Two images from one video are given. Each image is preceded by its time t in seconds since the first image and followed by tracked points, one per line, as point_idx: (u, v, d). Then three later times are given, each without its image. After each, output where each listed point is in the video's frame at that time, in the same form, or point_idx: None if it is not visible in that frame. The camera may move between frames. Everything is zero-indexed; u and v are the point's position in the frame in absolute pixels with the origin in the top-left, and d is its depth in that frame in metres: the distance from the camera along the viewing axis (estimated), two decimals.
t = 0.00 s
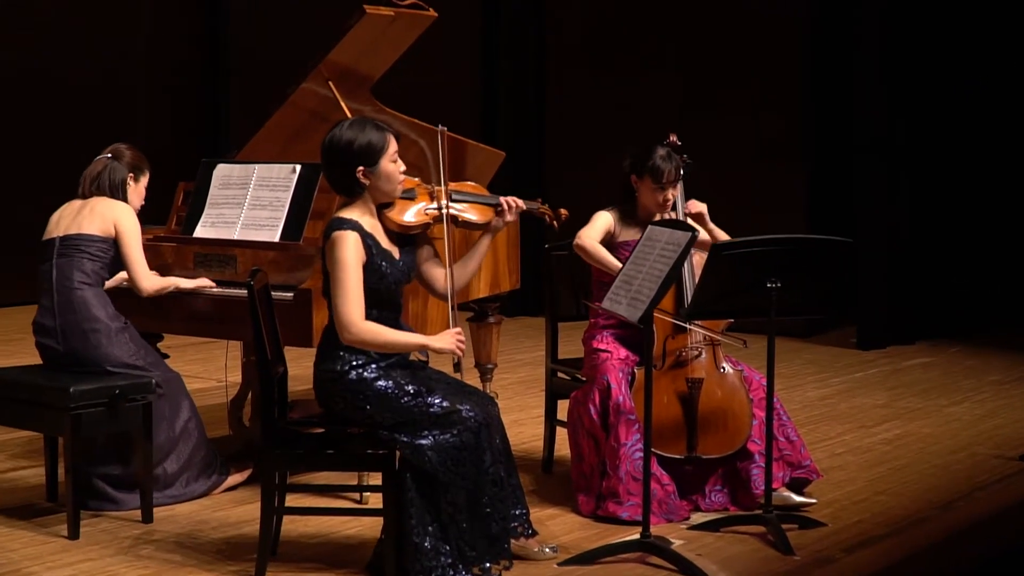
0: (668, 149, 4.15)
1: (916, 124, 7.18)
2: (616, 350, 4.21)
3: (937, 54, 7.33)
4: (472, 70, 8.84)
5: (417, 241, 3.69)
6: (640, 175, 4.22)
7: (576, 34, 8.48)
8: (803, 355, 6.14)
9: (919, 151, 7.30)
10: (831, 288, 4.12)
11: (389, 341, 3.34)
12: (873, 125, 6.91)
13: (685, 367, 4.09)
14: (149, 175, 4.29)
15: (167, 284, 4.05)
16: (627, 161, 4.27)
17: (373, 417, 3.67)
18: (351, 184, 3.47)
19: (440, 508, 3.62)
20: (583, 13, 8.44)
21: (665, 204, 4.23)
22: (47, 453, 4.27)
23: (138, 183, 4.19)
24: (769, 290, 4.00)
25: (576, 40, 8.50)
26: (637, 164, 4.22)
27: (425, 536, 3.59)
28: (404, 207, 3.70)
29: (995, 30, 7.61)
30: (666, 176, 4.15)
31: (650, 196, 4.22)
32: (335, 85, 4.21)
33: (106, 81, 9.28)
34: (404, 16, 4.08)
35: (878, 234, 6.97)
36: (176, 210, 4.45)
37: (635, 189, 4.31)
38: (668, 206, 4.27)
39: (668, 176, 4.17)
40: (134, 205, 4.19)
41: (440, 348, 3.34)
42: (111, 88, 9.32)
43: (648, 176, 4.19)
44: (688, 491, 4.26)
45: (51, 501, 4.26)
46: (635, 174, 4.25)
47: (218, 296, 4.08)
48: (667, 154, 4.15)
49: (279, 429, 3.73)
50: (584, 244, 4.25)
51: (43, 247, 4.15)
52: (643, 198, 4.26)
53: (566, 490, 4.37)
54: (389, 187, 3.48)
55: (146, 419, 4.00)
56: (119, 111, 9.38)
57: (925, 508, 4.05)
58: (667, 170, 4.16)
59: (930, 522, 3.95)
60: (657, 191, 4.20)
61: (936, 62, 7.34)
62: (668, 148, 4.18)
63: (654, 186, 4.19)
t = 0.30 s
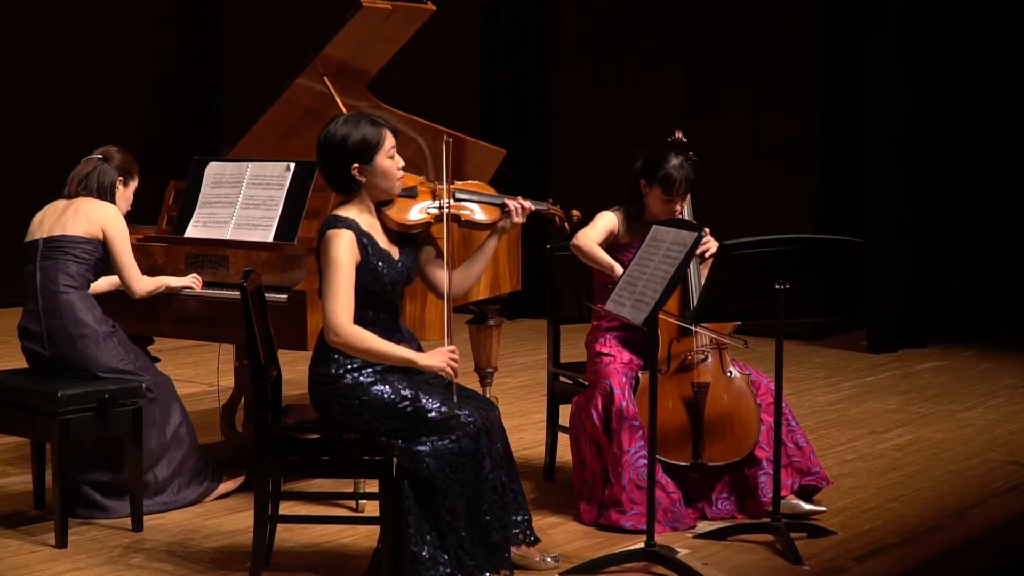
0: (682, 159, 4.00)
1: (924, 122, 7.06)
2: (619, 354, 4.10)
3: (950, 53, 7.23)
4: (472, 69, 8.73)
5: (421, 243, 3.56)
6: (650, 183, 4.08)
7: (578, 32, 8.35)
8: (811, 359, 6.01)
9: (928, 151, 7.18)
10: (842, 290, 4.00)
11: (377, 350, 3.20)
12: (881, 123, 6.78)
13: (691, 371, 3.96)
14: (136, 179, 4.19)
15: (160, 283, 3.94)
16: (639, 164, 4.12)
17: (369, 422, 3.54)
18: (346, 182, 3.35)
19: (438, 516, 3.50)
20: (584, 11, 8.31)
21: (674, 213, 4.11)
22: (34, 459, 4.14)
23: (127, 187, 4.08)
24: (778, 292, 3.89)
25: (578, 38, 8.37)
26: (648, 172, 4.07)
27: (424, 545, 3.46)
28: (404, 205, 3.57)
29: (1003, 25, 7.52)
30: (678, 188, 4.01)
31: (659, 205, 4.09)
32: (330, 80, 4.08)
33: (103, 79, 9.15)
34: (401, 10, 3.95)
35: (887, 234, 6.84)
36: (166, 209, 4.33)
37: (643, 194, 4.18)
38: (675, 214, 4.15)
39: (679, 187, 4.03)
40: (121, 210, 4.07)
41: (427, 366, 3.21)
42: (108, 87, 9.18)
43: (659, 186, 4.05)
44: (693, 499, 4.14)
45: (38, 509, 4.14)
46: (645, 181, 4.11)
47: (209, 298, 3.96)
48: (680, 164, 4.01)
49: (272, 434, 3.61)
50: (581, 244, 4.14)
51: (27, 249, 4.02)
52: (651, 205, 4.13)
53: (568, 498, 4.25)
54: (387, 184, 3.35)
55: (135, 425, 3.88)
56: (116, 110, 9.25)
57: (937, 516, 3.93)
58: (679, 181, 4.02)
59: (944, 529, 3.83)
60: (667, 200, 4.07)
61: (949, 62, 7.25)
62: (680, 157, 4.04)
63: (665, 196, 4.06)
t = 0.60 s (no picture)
0: (689, 154, 3.89)
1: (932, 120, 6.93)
2: (624, 357, 3.98)
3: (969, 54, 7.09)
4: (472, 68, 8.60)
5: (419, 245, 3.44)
6: (655, 179, 3.97)
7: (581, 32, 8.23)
8: (819, 362, 5.89)
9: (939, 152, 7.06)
10: (855, 290, 3.88)
11: (365, 354, 3.05)
12: (889, 122, 6.66)
13: (698, 375, 3.85)
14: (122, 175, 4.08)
15: (153, 282, 3.84)
16: (645, 160, 4.02)
17: (365, 427, 3.43)
18: (346, 178, 3.24)
19: (437, 524, 3.39)
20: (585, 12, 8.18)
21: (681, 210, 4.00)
22: (23, 465, 4.02)
23: (114, 185, 3.98)
24: (787, 293, 3.77)
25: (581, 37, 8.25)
26: (654, 167, 3.97)
27: (422, 553, 3.35)
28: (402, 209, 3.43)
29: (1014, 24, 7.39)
30: (684, 183, 3.90)
31: (665, 202, 3.98)
32: (326, 76, 3.98)
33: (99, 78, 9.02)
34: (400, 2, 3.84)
35: (896, 235, 6.72)
36: (157, 208, 4.21)
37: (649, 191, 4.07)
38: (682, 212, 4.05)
39: (686, 184, 3.92)
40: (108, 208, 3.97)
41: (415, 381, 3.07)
42: (104, 86, 9.06)
43: (665, 181, 3.94)
44: (700, 506, 4.02)
45: (26, 516, 4.03)
46: (651, 177, 4.00)
47: (201, 299, 3.85)
48: (688, 159, 3.90)
49: (266, 439, 3.50)
50: (578, 244, 4.02)
51: (12, 250, 3.91)
52: (657, 201, 4.03)
53: (571, 505, 4.14)
54: (386, 183, 3.23)
55: (125, 430, 3.76)
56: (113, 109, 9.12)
57: (951, 524, 3.81)
58: (686, 177, 3.91)
59: (959, 537, 3.71)
60: (673, 197, 3.96)
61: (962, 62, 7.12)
62: (688, 152, 3.92)
63: (671, 192, 3.95)
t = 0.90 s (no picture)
0: (689, 142, 3.81)
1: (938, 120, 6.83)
2: (628, 360, 3.87)
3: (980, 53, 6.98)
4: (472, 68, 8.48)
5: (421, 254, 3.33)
6: (656, 169, 3.89)
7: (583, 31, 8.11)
8: (830, 365, 5.77)
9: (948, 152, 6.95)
10: (866, 291, 3.77)
11: (358, 350, 2.95)
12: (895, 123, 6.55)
13: (705, 379, 3.73)
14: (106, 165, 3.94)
15: (141, 282, 3.73)
16: (644, 154, 3.94)
17: (362, 432, 3.32)
18: (352, 176, 3.13)
19: (435, 532, 3.28)
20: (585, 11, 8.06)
21: (686, 202, 3.89)
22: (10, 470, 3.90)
23: (98, 177, 3.84)
24: (796, 294, 3.66)
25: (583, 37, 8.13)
26: (655, 159, 3.88)
27: (420, 562, 3.24)
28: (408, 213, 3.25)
29: None
30: (686, 171, 3.81)
31: (668, 192, 3.88)
32: (321, 70, 3.91)
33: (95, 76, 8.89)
34: None
35: (905, 237, 6.61)
36: (147, 207, 4.09)
37: (652, 186, 3.98)
38: (688, 205, 3.93)
39: (688, 171, 3.83)
40: (93, 201, 3.85)
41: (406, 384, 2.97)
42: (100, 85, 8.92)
43: (666, 171, 3.85)
44: (707, 514, 3.91)
45: (13, 524, 3.91)
46: (652, 169, 3.91)
47: (192, 300, 3.74)
48: (689, 148, 3.82)
49: (259, 444, 3.38)
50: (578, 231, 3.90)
51: None
52: (660, 195, 3.93)
53: (574, 513, 4.02)
54: (391, 188, 3.12)
55: (115, 436, 3.64)
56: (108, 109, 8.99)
57: (964, 532, 3.69)
58: (688, 164, 3.82)
59: (972, 545, 3.59)
60: (677, 187, 3.86)
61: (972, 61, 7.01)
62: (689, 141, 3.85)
63: (673, 181, 3.86)
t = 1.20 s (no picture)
0: (683, 130, 3.74)
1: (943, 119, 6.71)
2: (632, 363, 3.76)
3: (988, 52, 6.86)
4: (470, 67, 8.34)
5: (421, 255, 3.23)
6: (654, 162, 3.79)
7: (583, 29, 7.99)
8: (840, 369, 5.65)
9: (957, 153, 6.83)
10: (877, 292, 3.65)
11: (352, 354, 2.84)
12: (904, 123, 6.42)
13: (711, 383, 3.62)
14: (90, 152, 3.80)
15: (130, 281, 3.63)
16: (641, 148, 3.85)
17: (358, 437, 3.20)
18: (358, 174, 3.01)
19: (433, 540, 3.16)
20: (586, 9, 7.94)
21: (687, 193, 3.78)
22: None
23: (79, 169, 3.71)
24: (805, 295, 3.54)
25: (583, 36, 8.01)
26: (652, 152, 3.79)
27: (417, 573, 3.12)
28: (411, 219, 3.16)
29: None
30: (682, 158, 3.72)
31: (668, 184, 3.78)
32: (316, 65, 3.81)
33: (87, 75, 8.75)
34: None
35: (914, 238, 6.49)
36: (137, 205, 3.96)
37: (652, 181, 3.88)
38: (689, 195, 3.82)
39: (686, 159, 3.74)
40: (78, 193, 3.72)
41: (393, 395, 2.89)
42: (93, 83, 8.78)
43: (663, 161, 3.76)
44: (712, 522, 3.79)
45: None
46: (650, 162, 3.82)
47: (183, 302, 3.63)
48: (685, 137, 3.73)
49: (252, 449, 3.26)
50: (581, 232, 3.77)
51: None
52: (660, 189, 3.84)
53: (576, 522, 3.90)
54: (403, 190, 3.02)
55: (103, 442, 3.51)
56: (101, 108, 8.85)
57: (977, 540, 3.58)
58: (683, 153, 3.73)
59: (986, 554, 3.48)
60: (675, 178, 3.76)
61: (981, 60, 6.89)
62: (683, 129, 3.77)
63: (670, 172, 3.76)
